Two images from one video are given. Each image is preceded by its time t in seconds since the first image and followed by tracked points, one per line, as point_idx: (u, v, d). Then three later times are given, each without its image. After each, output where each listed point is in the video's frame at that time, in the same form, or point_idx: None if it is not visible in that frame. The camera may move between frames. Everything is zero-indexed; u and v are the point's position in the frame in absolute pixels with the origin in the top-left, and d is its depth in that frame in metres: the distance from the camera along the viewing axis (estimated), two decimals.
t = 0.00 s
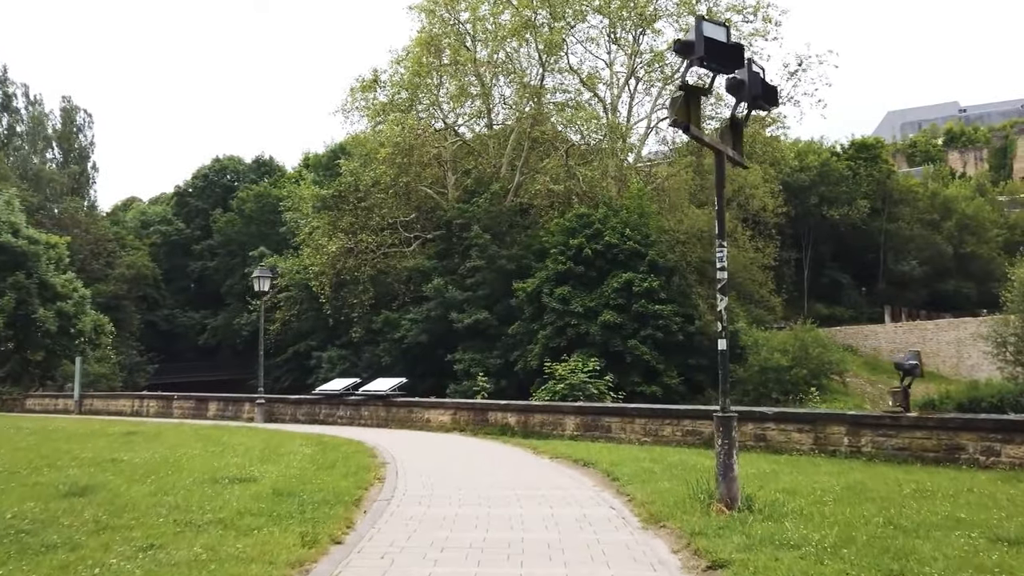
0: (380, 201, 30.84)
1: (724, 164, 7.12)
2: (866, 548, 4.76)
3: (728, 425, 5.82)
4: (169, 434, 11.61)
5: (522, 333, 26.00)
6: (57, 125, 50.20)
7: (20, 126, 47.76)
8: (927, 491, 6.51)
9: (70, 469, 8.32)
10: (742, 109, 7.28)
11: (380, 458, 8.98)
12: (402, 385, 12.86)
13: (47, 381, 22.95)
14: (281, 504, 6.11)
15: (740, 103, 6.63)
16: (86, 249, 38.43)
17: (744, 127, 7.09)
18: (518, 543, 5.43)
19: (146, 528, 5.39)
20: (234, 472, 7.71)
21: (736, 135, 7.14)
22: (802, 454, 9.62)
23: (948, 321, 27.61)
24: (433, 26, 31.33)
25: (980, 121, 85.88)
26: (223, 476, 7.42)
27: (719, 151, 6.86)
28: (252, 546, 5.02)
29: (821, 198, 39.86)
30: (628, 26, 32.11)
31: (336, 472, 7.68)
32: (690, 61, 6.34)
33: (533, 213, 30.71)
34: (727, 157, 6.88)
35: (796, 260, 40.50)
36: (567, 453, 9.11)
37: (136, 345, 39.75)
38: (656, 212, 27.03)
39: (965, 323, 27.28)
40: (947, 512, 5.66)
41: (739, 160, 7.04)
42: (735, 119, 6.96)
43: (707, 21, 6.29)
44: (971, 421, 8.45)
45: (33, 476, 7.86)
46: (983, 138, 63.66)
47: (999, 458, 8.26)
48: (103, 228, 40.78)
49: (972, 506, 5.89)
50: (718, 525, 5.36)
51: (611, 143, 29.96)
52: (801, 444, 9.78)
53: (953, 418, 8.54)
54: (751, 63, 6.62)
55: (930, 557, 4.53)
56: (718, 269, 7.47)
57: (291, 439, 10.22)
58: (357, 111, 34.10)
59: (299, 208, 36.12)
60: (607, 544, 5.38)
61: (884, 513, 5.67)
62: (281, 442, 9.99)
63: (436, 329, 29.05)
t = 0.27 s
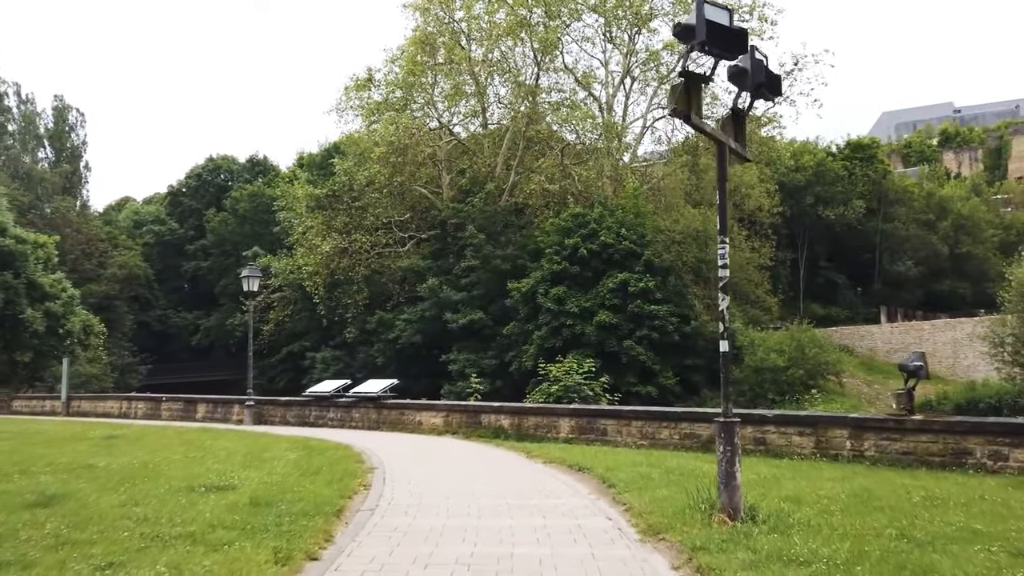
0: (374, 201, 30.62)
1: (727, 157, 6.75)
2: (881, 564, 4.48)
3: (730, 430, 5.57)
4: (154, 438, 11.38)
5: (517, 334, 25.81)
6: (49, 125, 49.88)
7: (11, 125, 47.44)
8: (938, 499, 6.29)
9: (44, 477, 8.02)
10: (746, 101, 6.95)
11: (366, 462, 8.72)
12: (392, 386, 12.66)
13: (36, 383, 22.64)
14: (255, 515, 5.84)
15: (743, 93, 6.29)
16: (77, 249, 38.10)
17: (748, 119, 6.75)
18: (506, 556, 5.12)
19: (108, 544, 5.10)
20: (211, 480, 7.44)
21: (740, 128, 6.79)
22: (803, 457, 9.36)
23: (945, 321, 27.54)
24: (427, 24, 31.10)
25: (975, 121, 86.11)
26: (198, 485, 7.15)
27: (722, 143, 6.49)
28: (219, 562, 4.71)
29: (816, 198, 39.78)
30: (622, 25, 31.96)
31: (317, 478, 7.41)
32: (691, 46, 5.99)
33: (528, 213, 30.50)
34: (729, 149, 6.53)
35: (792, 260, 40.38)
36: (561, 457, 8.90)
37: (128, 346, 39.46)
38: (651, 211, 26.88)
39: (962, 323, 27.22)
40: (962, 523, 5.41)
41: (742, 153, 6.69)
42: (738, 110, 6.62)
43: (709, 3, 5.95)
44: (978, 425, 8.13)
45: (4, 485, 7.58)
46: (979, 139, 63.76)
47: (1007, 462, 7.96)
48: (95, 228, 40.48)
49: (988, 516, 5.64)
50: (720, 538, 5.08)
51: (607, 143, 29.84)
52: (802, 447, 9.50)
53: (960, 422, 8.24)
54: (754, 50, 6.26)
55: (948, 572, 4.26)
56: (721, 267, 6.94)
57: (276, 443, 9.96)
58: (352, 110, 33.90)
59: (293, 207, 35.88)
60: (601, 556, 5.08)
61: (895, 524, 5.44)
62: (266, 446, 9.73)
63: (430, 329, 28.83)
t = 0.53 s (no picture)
0: (369, 200, 30.41)
1: (730, 145, 6.39)
2: None
3: (732, 436, 5.36)
4: (137, 442, 11.14)
5: (512, 334, 25.60)
6: (41, 123, 49.49)
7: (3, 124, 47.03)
8: (950, 507, 6.12)
9: (15, 485, 7.72)
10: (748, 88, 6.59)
11: (353, 466, 8.50)
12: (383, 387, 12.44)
13: (23, 384, 22.28)
14: (226, 527, 5.59)
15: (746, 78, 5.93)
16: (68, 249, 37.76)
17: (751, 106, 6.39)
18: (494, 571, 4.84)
19: (66, 560, 4.85)
20: (187, 488, 7.15)
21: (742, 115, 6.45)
22: (806, 460, 9.18)
23: (942, 321, 27.46)
24: (422, 22, 30.87)
25: (970, 122, 86.29)
26: (173, 493, 6.91)
27: (725, 130, 6.14)
28: None
29: (813, 198, 39.67)
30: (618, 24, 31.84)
31: (299, 485, 7.17)
32: (693, 25, 5.65)
33: (523, 212, 30.32)
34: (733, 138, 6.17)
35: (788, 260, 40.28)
36: (555, 461, 8.70)
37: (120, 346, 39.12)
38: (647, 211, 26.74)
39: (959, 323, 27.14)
40: (980, 535, 5.22)
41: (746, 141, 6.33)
42: (741, 96, 6.25)
43: None
44: (988, 428, 7.96)
45: None
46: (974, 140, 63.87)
47: (1018, 467, 7.79)
48: (87, 227, 40.14)
49: (1005, 527, 5.46)
50: (724, 553, 4.84)
51: (603, 143, 30.28)
52: (804, 451, 9.33)
53: (969, 425, 8.06)
54: (760, 31, 5.92)
55: None
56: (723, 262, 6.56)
57: (260, 447, 9.73)
58: (346, 109, 33.69)
59: (286, 207, 35.64)
60: (596, 571, 4.82)
61: (908, 536, 5.24)
62: (250, 450, 9.50)
63: (425, 329, 28.59)
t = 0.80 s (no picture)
0: (365, 199, 30.22)
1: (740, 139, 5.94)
2: None
3: (745, 448, 5.03)
4: (123, 448, 10.85)
5: (509, 334, 25.40)
6: (36, 122, 49.23)
7: None
8: (973, 522, 5.91)
9: None
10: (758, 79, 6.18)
11: (343, 476, 8.14)
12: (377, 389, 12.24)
13: (14, 385, 22.01)
14: (202, 545, 5.26)
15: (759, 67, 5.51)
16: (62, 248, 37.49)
17: (762, 98, 5.97)
18: None
19: None
20: (164, 501, 6.81)
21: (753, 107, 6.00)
22: (813, 467, 8.95)
23: (941, 321, 27.28)
24: (419, 20, 30.67)
25: (968, 122, 86.37)
26: (149, 507, 6.53)
27: (737, 123, 5.69)
28: None
29: (811, 197, 39.52)
30: (615, 23, 31.73)
31: (283, 499, 6.79)
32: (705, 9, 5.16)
33: (521, 212, 30.14)
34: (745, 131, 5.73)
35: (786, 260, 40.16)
36: (553, 468, 8.45)
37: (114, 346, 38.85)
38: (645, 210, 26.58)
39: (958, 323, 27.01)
40: (1010, 554, 4.99)
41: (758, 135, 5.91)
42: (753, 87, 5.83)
43: None
44: (1003, 435, 7.77)
45: None
46: (971, 140, 63.92)
47: None
48: (80, 227, 39.85)
49: None
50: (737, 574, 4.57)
51: (601, 142, 30.19)
52: (811, 458, 9.10)
53: (983, 432, 7.87)
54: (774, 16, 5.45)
55: None
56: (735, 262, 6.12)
57: (246, 455, 9.37)
58: (342, 108, 33.50)
59: (282, 206, 35.42)
60: None
61: (933, 556, 4.97)
62: (235, 459, 9.14)
63: (421, 329, 28.35)
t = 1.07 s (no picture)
0: (363, 198, 30.02)
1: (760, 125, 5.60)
2: None
3: (768, 455, 4.79)
4: (111, 450, 10.59)
5: (508, 334, 25.19)
6: (32, 120, 48.95)
7: None
8: (1004, 533, 5.69)
9: None
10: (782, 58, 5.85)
11: (337, 480, 7.88)
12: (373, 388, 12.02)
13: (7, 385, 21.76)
14: (184, 560, 4.97)
15: (780, 47, 5.17)
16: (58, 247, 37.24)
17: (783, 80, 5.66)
18: None
19: None
20: (147, 510, 6.52)
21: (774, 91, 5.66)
22: (827, 472, 8.72)
23: (943, 321, 27.12)
24: (417, 18, 30.45)
25: (966, 122, 86.35)
26: (131, 517, 6.24)
27: (756, 106, 5.36)
28: None
29: (811, 197, 39.38)
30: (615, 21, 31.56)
31: (272, 506, 6.52)
32: None
33: (519, 211, 29.96)
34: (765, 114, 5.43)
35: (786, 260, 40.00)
36: (555, 471, 8.22)
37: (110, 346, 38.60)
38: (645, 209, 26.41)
39: (960, 323, 26.87)
40: None
41: (779, 119, 5.60)
42: (773, 68, 5.51)
43: None
44: None
45: None
46: (971, 140, 63.90)
47: None
48: (76, 226, 39.62)
49: None
50: None
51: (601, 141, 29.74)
52: (823, 462, 8.88)
53: (1003, 435, 7.67)
54: None
55: None
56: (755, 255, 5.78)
57: (237, 459, 9.10)
58: (340, 106, 33.30)
59: (279, 205, 35.19)
60: None
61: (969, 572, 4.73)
62: (226, 463, 8.86)
63: (420, 328, 28.11)
